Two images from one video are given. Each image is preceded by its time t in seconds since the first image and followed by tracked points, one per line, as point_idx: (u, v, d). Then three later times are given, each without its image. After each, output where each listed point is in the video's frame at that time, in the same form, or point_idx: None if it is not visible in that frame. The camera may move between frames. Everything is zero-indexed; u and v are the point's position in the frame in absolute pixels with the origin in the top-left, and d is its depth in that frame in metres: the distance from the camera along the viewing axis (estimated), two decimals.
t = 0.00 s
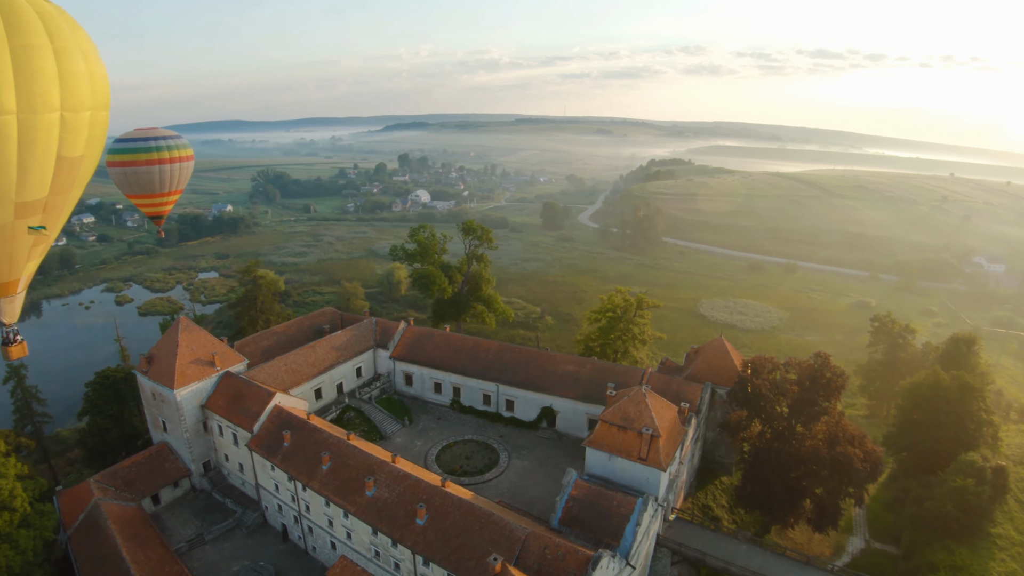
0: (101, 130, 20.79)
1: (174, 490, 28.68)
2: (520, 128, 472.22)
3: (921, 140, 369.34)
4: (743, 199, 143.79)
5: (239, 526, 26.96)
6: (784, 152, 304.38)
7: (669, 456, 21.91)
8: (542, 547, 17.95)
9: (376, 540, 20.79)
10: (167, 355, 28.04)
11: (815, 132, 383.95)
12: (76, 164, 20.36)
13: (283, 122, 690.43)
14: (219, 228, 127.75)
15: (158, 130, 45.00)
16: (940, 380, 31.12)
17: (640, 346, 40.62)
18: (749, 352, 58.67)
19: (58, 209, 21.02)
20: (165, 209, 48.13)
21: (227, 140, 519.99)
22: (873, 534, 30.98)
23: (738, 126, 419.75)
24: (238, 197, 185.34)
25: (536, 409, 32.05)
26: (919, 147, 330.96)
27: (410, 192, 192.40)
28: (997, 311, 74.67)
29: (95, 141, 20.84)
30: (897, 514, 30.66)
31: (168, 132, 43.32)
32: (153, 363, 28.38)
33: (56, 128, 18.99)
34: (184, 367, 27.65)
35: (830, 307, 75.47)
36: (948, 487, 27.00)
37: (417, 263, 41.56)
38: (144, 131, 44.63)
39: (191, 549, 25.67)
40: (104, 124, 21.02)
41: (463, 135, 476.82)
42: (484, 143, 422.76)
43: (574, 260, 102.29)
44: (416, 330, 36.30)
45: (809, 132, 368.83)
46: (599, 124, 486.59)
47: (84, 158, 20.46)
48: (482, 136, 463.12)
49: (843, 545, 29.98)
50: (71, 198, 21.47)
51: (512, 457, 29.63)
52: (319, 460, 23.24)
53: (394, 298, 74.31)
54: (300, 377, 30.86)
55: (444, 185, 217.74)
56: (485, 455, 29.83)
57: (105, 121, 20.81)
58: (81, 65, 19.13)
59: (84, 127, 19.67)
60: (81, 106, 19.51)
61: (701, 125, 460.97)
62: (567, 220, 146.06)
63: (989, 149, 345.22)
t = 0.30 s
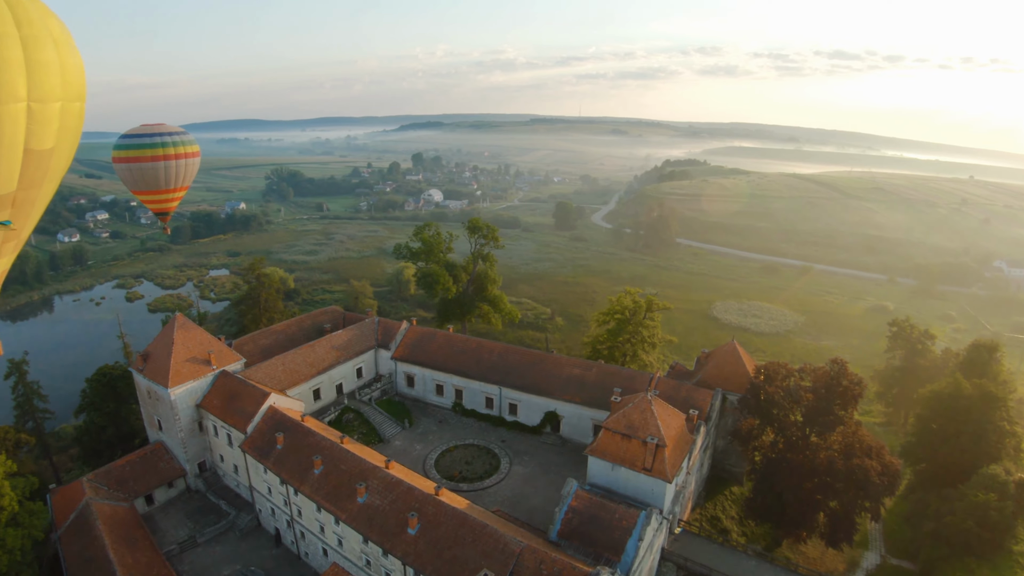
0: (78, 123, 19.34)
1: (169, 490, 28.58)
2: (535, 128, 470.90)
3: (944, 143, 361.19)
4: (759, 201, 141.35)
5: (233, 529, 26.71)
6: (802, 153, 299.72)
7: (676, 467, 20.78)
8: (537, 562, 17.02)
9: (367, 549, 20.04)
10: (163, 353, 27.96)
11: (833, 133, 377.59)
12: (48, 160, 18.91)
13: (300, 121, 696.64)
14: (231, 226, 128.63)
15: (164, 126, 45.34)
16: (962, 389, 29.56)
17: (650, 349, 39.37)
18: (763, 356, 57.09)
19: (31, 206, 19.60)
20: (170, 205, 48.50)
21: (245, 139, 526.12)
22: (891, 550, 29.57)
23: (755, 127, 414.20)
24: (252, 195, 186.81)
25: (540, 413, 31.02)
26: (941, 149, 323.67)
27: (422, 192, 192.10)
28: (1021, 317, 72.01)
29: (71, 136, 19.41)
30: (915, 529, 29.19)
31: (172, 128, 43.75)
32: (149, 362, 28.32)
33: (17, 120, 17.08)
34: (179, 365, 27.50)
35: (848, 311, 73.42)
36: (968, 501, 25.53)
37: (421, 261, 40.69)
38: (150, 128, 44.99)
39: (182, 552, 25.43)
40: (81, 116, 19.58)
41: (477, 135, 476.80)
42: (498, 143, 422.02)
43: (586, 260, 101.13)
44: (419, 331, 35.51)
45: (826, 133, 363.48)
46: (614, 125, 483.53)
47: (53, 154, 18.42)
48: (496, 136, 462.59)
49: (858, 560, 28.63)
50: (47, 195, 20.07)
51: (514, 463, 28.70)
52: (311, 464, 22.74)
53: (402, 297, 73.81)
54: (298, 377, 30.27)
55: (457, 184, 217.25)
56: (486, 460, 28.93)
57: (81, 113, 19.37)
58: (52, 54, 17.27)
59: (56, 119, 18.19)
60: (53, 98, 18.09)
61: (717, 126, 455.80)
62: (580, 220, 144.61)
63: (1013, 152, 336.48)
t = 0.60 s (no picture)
0: (48, 114, 18.03)
1: (162, 491, 28.81)
2: (548, 128, 469.31)
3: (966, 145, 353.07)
4: (774, 201, 138.95)
5: (225, 532, 26.71)
6: (821, 154, 294.60)
7: (682, 479, 19.69)
8: None
9: (356, 558, 19.36)
10: (157, 351, 27.86)
11: (852, 134, 371.20)
12: (14, 152, 17.55)
13: (316, 120, 702.34)
14: (243, 224, 129.39)
15: (168, 122, 45.99)
16: (984, 398, 27.95)
17: (659, 352, 38.13)
18: (777, 361, 55.47)
19: None
20: (175, 201, 49.27)
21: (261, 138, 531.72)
22: (908, 567, 28.12)
23: (771, 128, 408.71)
24: (266, 193, 188.17)
25: (543, 417, 30.04)
26: (963, 151, 316.12)
27: (434, 191, 191.84)
28: None
29: (39, 126, 18.08)
30: (933, 544, 27.70)
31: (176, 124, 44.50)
32: (144, 360, 28.38)
33: None
34: (173, 364, 27.39)
35: (865, 315, 71.37)
36: (991, 518, 23.94)
37: (425, 260, 39.84)
38: (155, 124, 45.69)
39: (173, 554, 25.45)
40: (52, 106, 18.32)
41: (491, 135, 476.61)
42: (512, 142, 421.44)
43: (597, 261, 99.88)
44: (420, 331, 34.73)
45: (843, 135, 358.37)
46: (629, 125, 480.07)
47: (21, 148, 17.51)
48: (510, 135, 461.97)
49: None
50: (18, 191, 18.80)
51: (515, 469, 27.78)
52: (302, 469, 22.29)
53: (410, 296, 73.38)
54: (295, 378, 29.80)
55: (469, 184, 216.72)
56: (487, 466, 28.03)
57: (52, 104, 18.17)
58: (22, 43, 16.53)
59: (21, 109, 17.02)
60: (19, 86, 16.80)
61: (732, 127, 450.57)
62: (592, 220, 143.19)
63: None
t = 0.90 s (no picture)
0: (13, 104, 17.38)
1: (153, 492, 28.87)
2: (560, 128, 467.46)
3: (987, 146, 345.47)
4: (788, 202, 136.60)
5: (214, 536, 26.59)
6: (838, 156, 289.39)
7: (685, 492, 18.62)
8: None
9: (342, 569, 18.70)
10: (150, 350, 27.82)
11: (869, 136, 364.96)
12: None
13: (330, 120, 707.03)
14: (253, 222, 130.00)
15: (171, 118, 47.18)
16: (1007, 407, 26.39)
17: (667, 356, 36.81)
18: (790, 365, 53.91)
19: None
20: (178, 197, 50.47)
21: (275, 137, 536.45)
22: None
23: (786, 129, 403.48)
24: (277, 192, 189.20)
25: (544, 422, 29.01)
26: (983, 154, 308.98)
27: (445, 190, 191.35)
28: None
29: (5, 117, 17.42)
30: (951, 560, 26.31)
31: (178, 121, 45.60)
32: (136, 359, 28.32)
33: None
34: (164, 363, 27.35)
35: (880, 318, 69.45)
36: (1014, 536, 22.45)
37: (427, 259, 38.88)
38: (158, 121, 46.92)
39: (161, 557, 25.41)
40: (19, 97, 17.72)
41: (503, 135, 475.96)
42: (524, 142, 420.53)
43: (608, 261, 98.54)
44: (421, 331, 33.87)
45: (859, 136, 352.32)
46: (643, 125, 476.13)
47: None
48: (522, 135, 460.90)
49: None
50: None
51: (513, 476, 26.82)
52: (289, 474, 21.87)
53: (416, 295, 72.89)
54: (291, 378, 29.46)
55: (480, 183, 215.95)
56: (486, 472, 27.11)
57: (17, 94, 17.52)
58: None
59: None
60: None
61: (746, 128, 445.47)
62: (603, 220, 141.63)
63: None
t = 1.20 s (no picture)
0: None
1: (141, 495, 28.88)
2: (571, 128, 465.50)
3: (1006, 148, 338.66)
4: (800, 203, 134.36)
5: (202, 540, 26.45)
6: (854, 157, 284.68)
7: (689, 506, 17.51)
8: None
9: None
10: (139, 349, 27.71)
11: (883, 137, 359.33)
12: None
13: (342, 120, 710.52)
14: (261, 221, 130.42)
15: (172, 114, 47.78)
16: None
17: (674, 359, 35.61)
18: (800, 369, 52.46)
19: None
20: (178, 194, 51.04)
21: (287, 136, 539.96)
22: None
23: (799, 130, 398.61)
24: (287, 190, 189.88)
25: (544, 428, 27.94)
26: (1001, 156, 302.87)
27: (454, 189, 190.87)
28: None
29: None
30: None
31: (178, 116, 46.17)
32: (126, 357, 28.31)
33: None
34: (153, 362, 27.24)
35: (894, 322, 67.66)
36: None
37: (427, 257, 37.94)
38: (159, 117, 47.56)
39: (147, 561, 25.24)
40: None
41: (513, 134, 474.87)
42: (534, 142, 419.39)
43: (617, 262, 97.24)
44: (419, 332, 33.00)
45: (872, 137, 346.77)
46: (655, 125, 472.37)
47: None
48: (532, 135, 459.58)
49: None
50: None
51: (510, 483, 25.80)
52: (275, 479, 21.34)
53: (420, 294, 72.37)
54: (283, 379, 28.89)
55: (489, 183, 215.10)
56: (482, 479, 26.12)
57: None
58: None
59: None
60: None
61: (758, 128, 440.73)
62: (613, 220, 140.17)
63: None
